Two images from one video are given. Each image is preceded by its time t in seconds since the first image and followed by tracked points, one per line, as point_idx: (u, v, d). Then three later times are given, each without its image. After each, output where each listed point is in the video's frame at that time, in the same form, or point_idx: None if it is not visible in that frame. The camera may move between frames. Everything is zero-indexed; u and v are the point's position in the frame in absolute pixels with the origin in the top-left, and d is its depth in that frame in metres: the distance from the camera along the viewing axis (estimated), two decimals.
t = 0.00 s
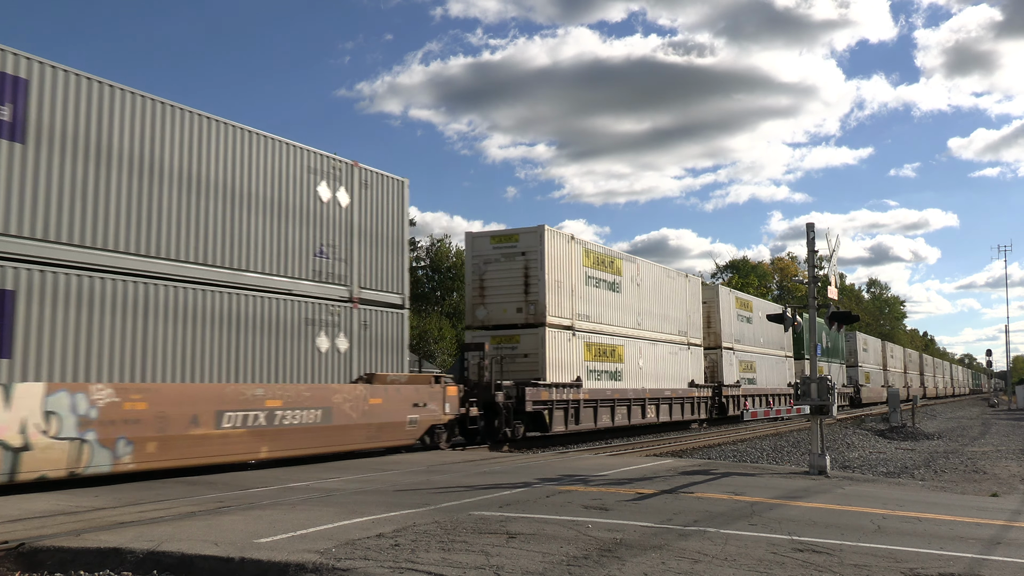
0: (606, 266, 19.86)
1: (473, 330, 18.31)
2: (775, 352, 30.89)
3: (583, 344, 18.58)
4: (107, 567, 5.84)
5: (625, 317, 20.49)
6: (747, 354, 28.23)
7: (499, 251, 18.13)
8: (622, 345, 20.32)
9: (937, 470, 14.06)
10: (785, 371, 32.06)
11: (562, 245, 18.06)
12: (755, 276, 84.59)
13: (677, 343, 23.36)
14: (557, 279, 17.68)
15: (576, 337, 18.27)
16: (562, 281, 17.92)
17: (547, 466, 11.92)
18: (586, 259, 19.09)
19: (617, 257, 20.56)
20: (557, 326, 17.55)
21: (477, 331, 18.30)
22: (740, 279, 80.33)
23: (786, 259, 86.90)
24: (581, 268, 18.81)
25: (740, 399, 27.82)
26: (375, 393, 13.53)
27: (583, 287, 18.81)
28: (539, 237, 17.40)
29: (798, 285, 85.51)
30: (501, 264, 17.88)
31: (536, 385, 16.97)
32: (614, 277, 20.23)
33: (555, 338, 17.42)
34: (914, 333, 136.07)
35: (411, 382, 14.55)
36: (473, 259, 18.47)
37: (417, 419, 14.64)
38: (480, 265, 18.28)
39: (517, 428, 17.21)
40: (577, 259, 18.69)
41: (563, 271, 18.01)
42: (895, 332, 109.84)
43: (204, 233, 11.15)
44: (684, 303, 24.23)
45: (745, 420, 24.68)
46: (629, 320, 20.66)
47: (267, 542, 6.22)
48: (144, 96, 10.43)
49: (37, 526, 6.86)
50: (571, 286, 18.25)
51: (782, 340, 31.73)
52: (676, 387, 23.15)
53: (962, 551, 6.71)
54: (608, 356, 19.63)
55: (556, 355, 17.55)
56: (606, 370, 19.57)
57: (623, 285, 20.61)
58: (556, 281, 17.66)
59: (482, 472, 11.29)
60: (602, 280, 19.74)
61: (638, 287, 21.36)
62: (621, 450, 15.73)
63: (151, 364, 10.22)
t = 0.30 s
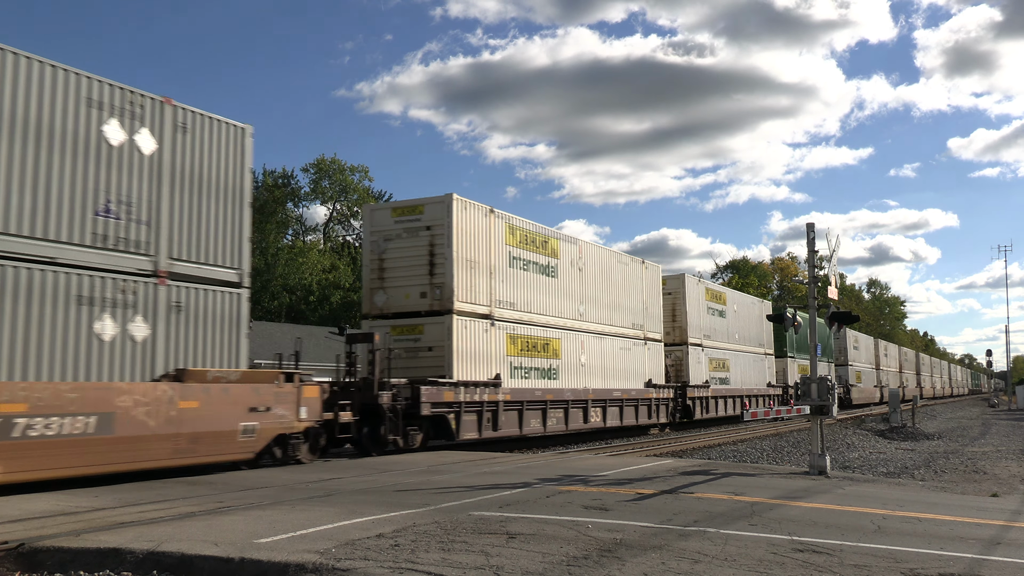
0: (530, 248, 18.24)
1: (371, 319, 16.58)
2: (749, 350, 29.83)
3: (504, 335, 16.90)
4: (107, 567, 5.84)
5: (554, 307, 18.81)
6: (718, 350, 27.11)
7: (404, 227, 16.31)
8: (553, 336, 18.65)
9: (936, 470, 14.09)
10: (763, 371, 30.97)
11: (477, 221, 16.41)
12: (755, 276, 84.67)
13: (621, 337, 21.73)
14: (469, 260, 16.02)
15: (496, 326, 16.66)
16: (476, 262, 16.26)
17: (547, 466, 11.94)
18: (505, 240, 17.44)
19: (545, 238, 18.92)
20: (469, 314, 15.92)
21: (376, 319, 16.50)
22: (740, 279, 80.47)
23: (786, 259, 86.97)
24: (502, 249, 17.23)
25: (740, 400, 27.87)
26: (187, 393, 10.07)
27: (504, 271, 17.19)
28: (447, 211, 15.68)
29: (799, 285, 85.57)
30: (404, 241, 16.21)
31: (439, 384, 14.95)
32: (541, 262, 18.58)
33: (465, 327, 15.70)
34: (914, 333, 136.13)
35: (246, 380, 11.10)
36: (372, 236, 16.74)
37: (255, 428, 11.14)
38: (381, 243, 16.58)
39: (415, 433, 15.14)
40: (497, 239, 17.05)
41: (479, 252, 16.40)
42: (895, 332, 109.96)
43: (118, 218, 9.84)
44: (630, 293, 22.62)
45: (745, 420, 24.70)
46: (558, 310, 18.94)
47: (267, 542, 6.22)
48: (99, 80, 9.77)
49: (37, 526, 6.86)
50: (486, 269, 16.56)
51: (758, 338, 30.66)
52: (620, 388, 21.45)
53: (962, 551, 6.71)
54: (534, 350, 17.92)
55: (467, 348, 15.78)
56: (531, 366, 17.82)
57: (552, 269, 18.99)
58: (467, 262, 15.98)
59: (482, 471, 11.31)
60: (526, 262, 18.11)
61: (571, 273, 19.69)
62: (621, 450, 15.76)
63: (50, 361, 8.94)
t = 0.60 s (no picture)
0: (432, 220, 15.17)
1: (222, 303, 13.28)
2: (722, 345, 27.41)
3: (393, 323, 13.77)
4: (107, 567, 5.84)
5: (465, 289, 15.85)
6: (685, 345, 24.70)
7: (264, 189, 13.11)
8: (464, 326, 15.60)
9: (936, 470, 14.08)
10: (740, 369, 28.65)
11: (357, 180, 13.43)
12: (755, 276, 84.64)
13: (552, 327, 18.77)
14: (343, 228, 12.97)
15: (381, 313, 13.50)
16: (357, 231, 13.26)
17: (547, 466, 11.93)
18: (396, 206, 14.31)
19: (455, 209, 15.88)
20: (347, 298, 12.96)
21: (228, 303, 13.24)
22: (740, 279, 80.49)
23: (787, 259, 86.91)
24: (391, 216, 14.16)
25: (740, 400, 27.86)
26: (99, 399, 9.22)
27: (393, 244, 14.11)
28: (314, 166, 12.63)
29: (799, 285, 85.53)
30: (262, 206, 13.04)
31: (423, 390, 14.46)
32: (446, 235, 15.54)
33: (337, 312, 12.60)
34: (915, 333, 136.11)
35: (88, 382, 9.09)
36: (227, 201, 13.48)
37: None
38: (236, 210, 13.35)
39: (257, 445, 11.79)
40: (383, 205, 13.99)
41: (361, 218, 13.40)
42: (895, 332, 109.92)
43: None
44: (565, 278, 19.68)
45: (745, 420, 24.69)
46: (466, 294, 15.87)
47: (266, 542, 6.22)
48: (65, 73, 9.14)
49: (37, 526, 6.86)
50: (368, 239, 13.49)
51: (734, 332, 28.30)
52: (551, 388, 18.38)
53: (962, 551, 6.71)
54: (436, 343, 14.83)
55: (335, 340, 12.59)
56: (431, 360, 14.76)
57: (464, 246, 15.99)
58: (340, 229, 12.90)
59: (482, 472, 11.31)
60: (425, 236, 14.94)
61: (486, 251, 16.67)
62: (621, 450, 15.75)
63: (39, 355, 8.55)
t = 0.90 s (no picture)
0: (302, 177, 12.17)
1: None
2: (685, 340, 24.53)
3: (224, 305, 10.62)
4: (107, 567, 5.84)
5: (338, 264, 12.66)
6: (641, 339, 21.84)
7: (41, 130, 9.82)
8: (336, 312, 12.41)
9: (937, 470, 14.08)
10: (711, 366, 25.93)
11: (174, 115, 10.21)
12: (755, 276, 84.65)
13: (467, 315, 15.60)
14: (151, 178, 9.82)
15: (203, 293, 10.32)
16: (171, 182, 10.09)
17: (547, 466, 11.93)
18: (225, 152, 10.91)
19: (327, 168, 12.67)
20: (147, 271, 9.66)
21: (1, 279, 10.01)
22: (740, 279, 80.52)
23: (787, 258, 86.91)
24: (225, 165, 10.88)
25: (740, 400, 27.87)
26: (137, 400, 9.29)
27: (222, 201, 10.80)
28: (102, 95, 9.37)
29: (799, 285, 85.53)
30: (39, 151, 9.74)
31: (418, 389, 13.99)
32: (291, 191, 11.95)
33: (133, 288, 9.44)
34: (915, 333, 136.15)
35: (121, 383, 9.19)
36: None
37: None
38: (12, 158, 10.04)
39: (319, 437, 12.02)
40: (209, 150, 10.67)
41: (178, 164, 10.23)
42: (895, 332, 109.96)
43: None
44: (488, 257, 16.57)
45: (745, 420, 24.67)
46: (330, 271, 12.50)
47: (266, 542, 6.22)
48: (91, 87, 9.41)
49: (38, 526, 6.86)
50: (187, 192, 10.30)
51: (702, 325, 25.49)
52: (442, 380, 14.75)
53: (962, 551, 6.71)
54: (290, 332, 11.55)
55: (129, 328, 9.36)
56: (294, 354, 11.61)
57: (337, 213, 12.76)
58: (137, 179, 9.65)
59: (482, 472, 11.30)
60: (281, 197, 11.79)
61: (376, 219, 13.58)
62: (622, 450, 15.75)
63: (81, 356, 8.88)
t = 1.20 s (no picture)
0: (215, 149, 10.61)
1: None
2: (641, 333, 22.00)
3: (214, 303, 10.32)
4: (107, 567, 5.83)
5: (260, 247, 11.17)
6: (583, 332, 19.19)
7: None
8: (131, 290, 9.23)
9: (937, 470, 14.07)
10: (670, 362, 23.48)
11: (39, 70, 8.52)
12: (755, 276, 84.71)
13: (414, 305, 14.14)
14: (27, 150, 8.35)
15: None
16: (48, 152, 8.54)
17: (546, 466, 11.92)
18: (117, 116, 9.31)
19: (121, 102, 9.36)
20: (102, 266, 8.98)
21: None
22: (740, 279, 80.59)
23: (787, 259, 86.88)
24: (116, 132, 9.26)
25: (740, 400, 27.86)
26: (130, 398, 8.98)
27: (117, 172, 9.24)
28: None
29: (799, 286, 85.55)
30: None
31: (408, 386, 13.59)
32: (198, 163, 10.32)
33: (13, 276, 8.09)
34: (915, 333, 136.17)
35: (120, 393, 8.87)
36: None
37: None
38: None
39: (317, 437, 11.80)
40: (92, 114, 9.02)
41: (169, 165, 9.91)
42: (895, 332, 109.96)
43: None
44: (391, 229, 13.88)
45: (745, 420, 24.65)
46: (246, 254, 10.95)
47: (266, 542, 6.22)
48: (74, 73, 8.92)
49: (38, 526, 6.86)
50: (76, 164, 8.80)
51: (662, 313, 23.32)
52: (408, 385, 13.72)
53: (962, 551, 6.70)
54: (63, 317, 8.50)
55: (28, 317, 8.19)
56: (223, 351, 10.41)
57: (137, 161, 9.50)
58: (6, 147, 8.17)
59: (482, 472, 11.30)
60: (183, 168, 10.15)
61: (300, 195, 11.99)
62: (621, 450, 15.74)
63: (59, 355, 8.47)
